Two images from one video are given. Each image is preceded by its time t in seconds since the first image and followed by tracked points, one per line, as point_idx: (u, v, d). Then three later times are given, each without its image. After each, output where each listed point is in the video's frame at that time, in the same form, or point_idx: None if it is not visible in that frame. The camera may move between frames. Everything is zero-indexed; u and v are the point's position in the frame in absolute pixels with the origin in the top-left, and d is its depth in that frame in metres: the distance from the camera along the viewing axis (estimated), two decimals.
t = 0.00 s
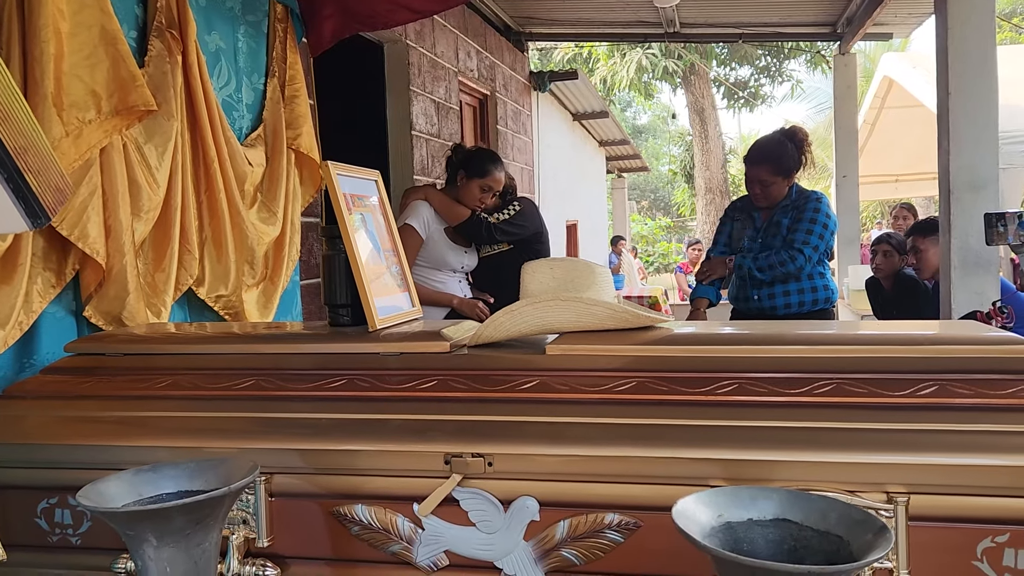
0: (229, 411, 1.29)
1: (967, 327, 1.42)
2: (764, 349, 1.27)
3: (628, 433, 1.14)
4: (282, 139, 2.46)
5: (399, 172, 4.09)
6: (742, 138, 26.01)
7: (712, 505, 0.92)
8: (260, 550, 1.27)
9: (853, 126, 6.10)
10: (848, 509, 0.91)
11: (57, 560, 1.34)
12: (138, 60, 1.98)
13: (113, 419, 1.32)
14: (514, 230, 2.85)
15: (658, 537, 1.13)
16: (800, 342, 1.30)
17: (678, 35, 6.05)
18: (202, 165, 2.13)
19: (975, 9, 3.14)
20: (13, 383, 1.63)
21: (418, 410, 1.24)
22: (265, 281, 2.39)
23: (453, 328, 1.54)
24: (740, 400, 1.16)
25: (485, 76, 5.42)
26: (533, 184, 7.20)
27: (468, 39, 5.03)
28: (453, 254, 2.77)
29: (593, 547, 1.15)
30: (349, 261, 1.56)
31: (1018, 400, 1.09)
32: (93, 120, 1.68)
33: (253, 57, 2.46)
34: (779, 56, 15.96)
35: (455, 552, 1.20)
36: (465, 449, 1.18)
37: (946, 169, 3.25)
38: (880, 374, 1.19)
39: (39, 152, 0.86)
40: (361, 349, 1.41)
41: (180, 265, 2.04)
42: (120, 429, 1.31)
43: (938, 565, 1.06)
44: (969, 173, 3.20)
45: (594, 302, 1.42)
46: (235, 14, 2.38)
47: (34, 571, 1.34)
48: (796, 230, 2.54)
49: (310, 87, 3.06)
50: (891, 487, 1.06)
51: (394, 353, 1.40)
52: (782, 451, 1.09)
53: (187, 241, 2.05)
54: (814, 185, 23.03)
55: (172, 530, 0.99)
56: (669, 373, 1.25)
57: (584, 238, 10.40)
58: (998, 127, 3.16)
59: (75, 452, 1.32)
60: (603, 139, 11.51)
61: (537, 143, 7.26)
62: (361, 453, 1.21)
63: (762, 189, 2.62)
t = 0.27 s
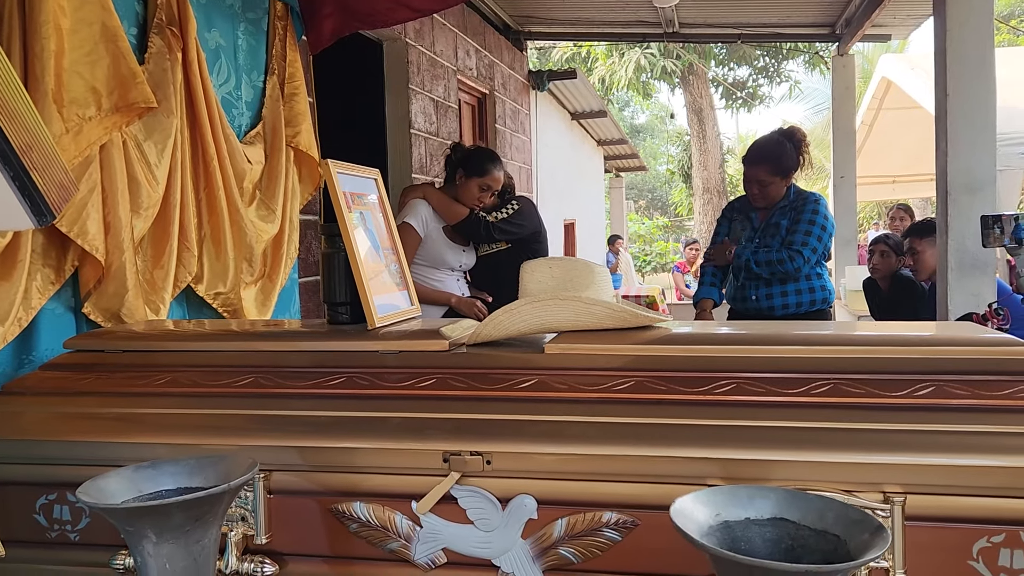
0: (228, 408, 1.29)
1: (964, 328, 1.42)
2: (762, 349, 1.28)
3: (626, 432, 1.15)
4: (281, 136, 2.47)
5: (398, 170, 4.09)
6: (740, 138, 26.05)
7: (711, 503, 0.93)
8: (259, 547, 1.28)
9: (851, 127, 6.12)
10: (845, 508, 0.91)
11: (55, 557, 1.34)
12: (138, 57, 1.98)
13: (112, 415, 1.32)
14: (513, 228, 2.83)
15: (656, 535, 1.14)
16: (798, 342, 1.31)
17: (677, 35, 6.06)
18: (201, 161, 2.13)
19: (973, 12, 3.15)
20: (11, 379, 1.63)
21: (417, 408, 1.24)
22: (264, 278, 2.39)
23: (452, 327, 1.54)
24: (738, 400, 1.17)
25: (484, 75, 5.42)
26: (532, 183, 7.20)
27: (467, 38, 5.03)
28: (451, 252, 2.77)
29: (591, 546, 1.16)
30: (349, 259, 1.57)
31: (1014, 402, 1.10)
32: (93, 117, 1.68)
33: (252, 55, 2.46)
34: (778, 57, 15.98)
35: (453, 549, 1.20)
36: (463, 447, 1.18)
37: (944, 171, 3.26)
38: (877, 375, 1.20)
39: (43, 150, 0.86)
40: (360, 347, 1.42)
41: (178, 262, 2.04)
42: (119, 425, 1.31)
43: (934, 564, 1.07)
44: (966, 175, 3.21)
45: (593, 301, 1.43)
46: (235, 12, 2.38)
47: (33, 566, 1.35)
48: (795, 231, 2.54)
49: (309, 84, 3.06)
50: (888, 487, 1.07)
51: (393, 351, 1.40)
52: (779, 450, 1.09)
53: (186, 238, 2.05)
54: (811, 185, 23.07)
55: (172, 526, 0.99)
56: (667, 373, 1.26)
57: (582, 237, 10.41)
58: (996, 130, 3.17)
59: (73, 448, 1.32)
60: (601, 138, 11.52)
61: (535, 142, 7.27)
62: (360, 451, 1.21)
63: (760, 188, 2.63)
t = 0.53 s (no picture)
0: (227, 405, 1.29)
1: (961, 328, 1.43)
2: (760, 348, 1.28)
3: (624, 430, 1.15)
4: (280, 134, 2.47)
5: (397, 169, 4.10)
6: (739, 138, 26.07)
7: (708, 501, 0.93)
8: (257, 543, 1.28)
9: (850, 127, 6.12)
10: (841, 506, 0.91)
11: (53, 552, 1.34)
12: (138, 53, 1.98)
13: (111, 412, 1.33)
14: (511, 227, 2.83)
15: (654, 533, 1.14)
16: (796, 341, 1.31)
17: (676, 34, 6.06)
18: (200, 158, 2.13)
19: (972, 13, 3.15)
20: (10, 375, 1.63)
21: (416, 406, 1.24)
22: (262, 276, 2.39)
23: (451, 325, 1.54)
24: (736, 399, 1.17)
25: (483, 73, 5.42)
26: (531, 182, 7.20)
27: (467, 36, 5.03)
28: (450, 250, 2.77)
29: (589, 543, 1.16)
30: (348, 256, 1.57)
31: (1011, 401, 1.10)
32: (93, 113, 1.68)
33: (252, 52, 2.46)
34: (777, 57, 15.98)
35: (451, 546, 1.21)
36: (462, 444, 1.19)
37: (942, 171, 3.27)
38: (875, 374, 1.20)
39: (45, 147, 0.86)
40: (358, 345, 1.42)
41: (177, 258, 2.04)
42: (118, 421, 1.31)
43: (930, 563, 1.07)
44: (964, 176, 3.22)
45: (592, 300, 1.43)
46: (235, 9, 2.37)
47: (32, 562, 1.35)
48: (799, 236, 2.54)
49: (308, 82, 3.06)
50: (885, 485, 1.07)
51: (392, 349, 1.40)
52: (777, 449, 1.10)
53: (185, 235, 2.05)
54: (810, 185, 23.10)
55: (170, 522, 0.99)
56: (665, 371, 1.26)
57: (581, 236, 10.42)
58: (994, 130, 3.18)
59: (72, 444, 1.32)
60: (600, 138, 11.52)
61: (534, 141, 7.27)
62: (359, 448, 1.22)
63: (760, 188, 2.63)
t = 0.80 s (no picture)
0: (227, 401, 1.30)
1: (960, 327, 1.43)
2: (760, 346, 1.28)
3: (623, 427, 1.15)
4: (281, 131, 2.47)
5: (397, 167, 4.10)
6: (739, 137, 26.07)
7: (706, 498, 0.94)
8: (257, 539, 1.28)
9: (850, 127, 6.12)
10: (840, 504, 0.92)
11: (53, 548, 1.34)
12: (138, 50, 1.98)
13: (111, 407, 1.33)
14: (511, 225, 2.85)
15: (653, 530, 1.14)
16: (795, 340, 1.31)
17: (677, 33, 6.06)
18: (200, 156, 2.13)
19: (971, 13, 3.15)
20: (10, 371, 1.63)
21: (416, 402, 1.24)
22: (262, 273, 2.39)
23: (451, 322, 1.54)
24: (735, 397, 1.17)
25: (484, 72, 5.42)
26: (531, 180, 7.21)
27: (467, 34, 5.03)
28: (449, 248, 2.77)
29: (588, 540, 1.16)
30: (348, 254, 1.57)
31: (1010, 400, 1.10)
32: (94, 110, 1.68)
33: (253, 49, 2.46)
34: (777, 56, 15.98)
35: (451, 543, 1.21)
36: (462, 441, 1.19)
37: (941, 171, 3.27)
38: (874, 373, 1.20)
39: (48, 141, 0.86)
40: (358, 341, 1.42)
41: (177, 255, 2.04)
42: (118, 417, 1.31)
43: (929, 561, 1.08)
44: (964, 175, 3.22)
45: (592, 297, 1.44)
46: (235, 6, 2.38)
47: (32, 558, 1.35)
48: (800, 236, 2.54)
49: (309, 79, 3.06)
50: (883, 484, 1.08)
51: (392, 346, 1.41)
52: (776, 446, 1.10)
53: (185, 232, 2.06)
54: (810, 185, 23.11)
55: (170, 518, 0.99)
56: (665, 369, 1.26)
57: (580, 235, 10.42)
58: (994, 130, 3.18)
59: (73, 440, 1.32)
60: (600, 136, 11.51)
61: (534, 139, 7.26)
62: (359, 445, 1.22)
63: (760, 188, 2.63)
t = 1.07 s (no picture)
0: (229, 399, 1.30)
1: (960, 326, 1.43)
2: (760, 345, 1.29)
3: (624, 426, 1.16)
4: (282, 130, 2.47)
5: (397, 166, 4.11)
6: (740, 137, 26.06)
7: (707, 497, 0.94)
8: (258, 537, 1.28)
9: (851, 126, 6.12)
10: (840, 502, 0.92)
11: (56, 545, 1.35)
12: (140, 49, 1.98)
13: (112, 405, 1.33)
14: (511, 224, 2.85)
15: (653, 529, 1.15)
16: (795, 339, 1.32)
17: (677, 32, 6.06)
18: (202, 154, 2.13)
19: (972, 13, 3.15)
20: (12, 369, 1.64)
21: (417, 400, 1.25)
22: (264, 272, 2.40)
23: (452, 321, 1.55)
24: (735, 396, 1.17)
25: (484, 71, 5.42)
26: (531, 180, 7.21)
27: (468, 33, 5.02)
28: (449, 247, 2.77)
29: (588, 538, 1.17)
30: (350, 253, 1.58)
31: (1010, 399, 1.11)
32: (96, 108, 1.69)
33: (254, 48, 2.47)
34: (778, 55, 15.97)
35: (451, 541, 1.21)
36: (463, 440, 1.19)
37: (942, 171, 3.27)
38: (874, 372, 1.20)
39: (52, 139, 0.86)
40: (360, 340, 1.42)
41: (179, 254, 2.05)
42: (120, 415, 1.32)
43: (928, 560, 1.08)
44: (965, 175, 3.22)
45: (593, 296, 1.44)
46: (237, 5, 2.38)
47: (33, 555, 1.35)
48: (805, 237, 2.54)
49: (310, 78, 3.06)
50: (883, 482, 1.08)
51: (393, 344, 1.41)
52: (776, 445, 1.10)
53: (186, 230, 2.06)
54: (810, 184, 23.10)
55: (172, 515, 1.00)
56: (665, 368, 1.26)
57: (581, 234, 10.43)
58: (995, 130, 3.18)
59: (76, 437, 1.33)
60: (601, 135, 11.51)
61: (535, 138, 7.26)
62: (360, 443, 1.22)
63: (762, 188, 2.64)
